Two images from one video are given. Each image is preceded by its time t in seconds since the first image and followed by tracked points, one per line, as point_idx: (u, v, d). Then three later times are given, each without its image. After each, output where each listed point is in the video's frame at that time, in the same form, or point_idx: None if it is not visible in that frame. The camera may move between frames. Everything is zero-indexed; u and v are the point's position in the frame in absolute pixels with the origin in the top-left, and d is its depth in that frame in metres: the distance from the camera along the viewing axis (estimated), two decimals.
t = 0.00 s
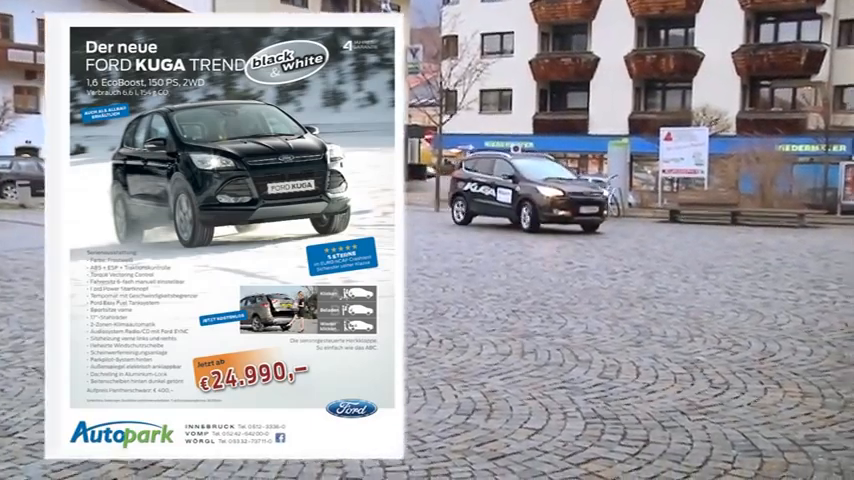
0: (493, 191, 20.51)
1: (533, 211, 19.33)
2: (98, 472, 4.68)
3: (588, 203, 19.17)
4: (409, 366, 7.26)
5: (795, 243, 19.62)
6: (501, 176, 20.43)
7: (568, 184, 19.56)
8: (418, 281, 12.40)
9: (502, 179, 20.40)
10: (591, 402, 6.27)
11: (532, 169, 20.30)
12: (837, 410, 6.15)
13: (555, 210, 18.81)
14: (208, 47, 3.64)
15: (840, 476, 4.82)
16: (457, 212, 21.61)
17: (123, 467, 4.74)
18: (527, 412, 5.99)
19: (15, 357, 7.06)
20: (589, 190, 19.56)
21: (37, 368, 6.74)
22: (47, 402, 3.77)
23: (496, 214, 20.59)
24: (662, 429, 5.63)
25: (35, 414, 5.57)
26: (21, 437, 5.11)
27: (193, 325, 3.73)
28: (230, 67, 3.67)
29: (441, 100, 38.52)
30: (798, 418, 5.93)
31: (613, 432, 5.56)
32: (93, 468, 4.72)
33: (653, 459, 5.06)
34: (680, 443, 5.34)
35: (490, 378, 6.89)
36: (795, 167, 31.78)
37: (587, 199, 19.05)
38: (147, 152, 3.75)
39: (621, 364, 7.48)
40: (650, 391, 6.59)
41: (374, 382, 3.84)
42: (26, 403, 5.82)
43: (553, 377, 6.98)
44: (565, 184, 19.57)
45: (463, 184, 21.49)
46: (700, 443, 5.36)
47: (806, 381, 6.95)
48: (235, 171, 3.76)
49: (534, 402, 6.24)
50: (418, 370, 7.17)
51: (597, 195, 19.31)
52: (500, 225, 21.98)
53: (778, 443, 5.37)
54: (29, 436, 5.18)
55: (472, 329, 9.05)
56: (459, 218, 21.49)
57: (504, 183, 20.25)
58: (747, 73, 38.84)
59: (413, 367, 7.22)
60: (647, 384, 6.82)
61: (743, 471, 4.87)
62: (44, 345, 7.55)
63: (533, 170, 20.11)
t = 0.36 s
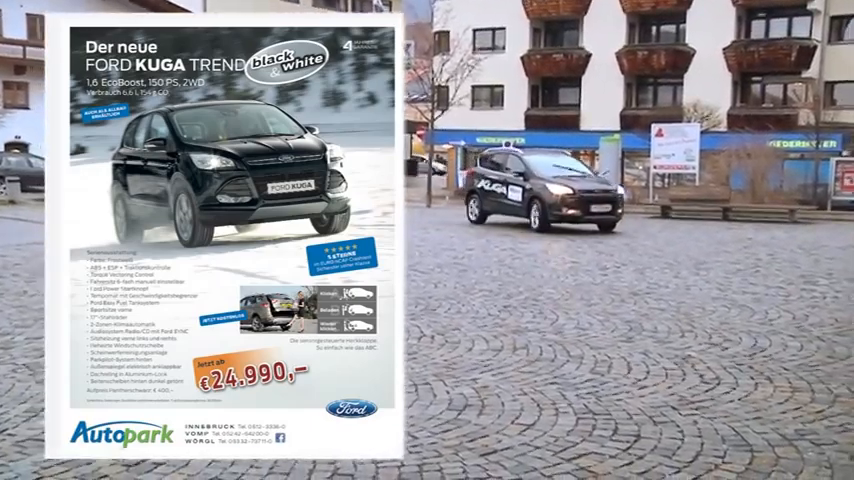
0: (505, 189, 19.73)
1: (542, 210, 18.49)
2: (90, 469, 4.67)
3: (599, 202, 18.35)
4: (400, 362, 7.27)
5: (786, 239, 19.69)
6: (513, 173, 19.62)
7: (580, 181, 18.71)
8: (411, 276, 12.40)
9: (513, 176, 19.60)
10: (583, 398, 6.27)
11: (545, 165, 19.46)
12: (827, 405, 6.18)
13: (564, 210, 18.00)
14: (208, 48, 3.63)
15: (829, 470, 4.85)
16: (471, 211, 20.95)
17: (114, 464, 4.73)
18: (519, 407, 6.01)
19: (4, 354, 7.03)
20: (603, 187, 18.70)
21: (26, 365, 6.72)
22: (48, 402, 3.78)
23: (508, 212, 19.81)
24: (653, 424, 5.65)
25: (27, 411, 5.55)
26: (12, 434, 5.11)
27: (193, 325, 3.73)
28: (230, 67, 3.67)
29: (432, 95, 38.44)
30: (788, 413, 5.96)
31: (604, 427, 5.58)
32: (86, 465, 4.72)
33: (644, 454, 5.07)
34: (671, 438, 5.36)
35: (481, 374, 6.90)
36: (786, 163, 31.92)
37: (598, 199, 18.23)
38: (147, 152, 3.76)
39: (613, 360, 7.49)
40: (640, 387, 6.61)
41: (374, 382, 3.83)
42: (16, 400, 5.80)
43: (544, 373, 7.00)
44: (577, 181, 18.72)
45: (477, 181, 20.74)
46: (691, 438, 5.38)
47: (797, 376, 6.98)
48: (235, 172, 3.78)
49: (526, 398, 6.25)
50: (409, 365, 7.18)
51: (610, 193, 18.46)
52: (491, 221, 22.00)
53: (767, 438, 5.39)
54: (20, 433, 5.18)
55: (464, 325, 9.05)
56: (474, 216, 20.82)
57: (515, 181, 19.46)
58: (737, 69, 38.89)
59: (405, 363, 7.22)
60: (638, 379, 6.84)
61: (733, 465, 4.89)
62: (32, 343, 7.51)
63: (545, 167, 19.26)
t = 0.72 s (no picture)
0: (515, 187, 18.77)
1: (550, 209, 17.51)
2: (81, 467, 4.62)
3: (610, 202, 17.33)
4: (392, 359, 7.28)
5: (776, 235, 19.75)
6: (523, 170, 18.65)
7: (591, 179, 17.71)
8: (402, 273, 12.40)
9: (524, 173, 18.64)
10: (575, 394, 6.28)
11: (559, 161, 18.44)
12: (816, 400, 6.21)
13: (572, 210, 17.02)
14: (208, 47, 3.63)
15: (819, 465, 4.88)
16: (484, 210, 20.07)
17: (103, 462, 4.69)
18: (510, 404, 6.02)
19: None
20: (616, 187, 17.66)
21: (14, 361, 6.70)
22: (48, 402, 3.77)
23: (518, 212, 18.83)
24: (644, 420, 5.66)
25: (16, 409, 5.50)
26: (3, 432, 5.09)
27: (193, 325, 3.73)
28: (230, 67, 3.67)
29: (423, 91, 38.36)
30: (778, 408, 5.99)
31: (595, 423, 5.59)
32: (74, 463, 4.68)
33: (636, 450, 5.09)
34: (662, 434, 5.38)
35: (473, 370, 6.91)
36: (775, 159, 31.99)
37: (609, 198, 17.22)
38: (146, 152, 3.75)
39: (603, 356, 7.51)
40: (632, 382, 6.62)
41: (374, 382, 3.84)
42: (4, 398, 5.77)
43: (536, 369, 7.01)
44: (588, 180, 17.71)
45: (490, 178, 19.84)
46: (682, 434, 5.40)
47: (787, 372, 7.01)
48: (235, 172, 3.76)
49: (517, 394, 6.26)
50: (402, 362, 7.19)
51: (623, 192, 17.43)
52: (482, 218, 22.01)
53: (758, 433, 5.42)
54: (10, 431, 5.15)
55: (455, 321, 9.07)
56: (486, 215, 19.97)
57: (525, 179, 18.49)
58: (728, 65, 38.96)
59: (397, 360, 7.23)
60: (629, 375, 6.86)
61: (724, 461, 4.91)
62: (20, 340, 7.48)
63: (558, 164, 18.25)
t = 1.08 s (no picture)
0: (525, 185, 17.65)
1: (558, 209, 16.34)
2: (71, 466, 4.57)
3: (620, 202, 16.12)
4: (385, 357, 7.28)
5: (768, 232, 19.81)
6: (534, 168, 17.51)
7: (602, 177, 16.47)
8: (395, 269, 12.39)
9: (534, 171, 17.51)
10: (567, 390, 6.30)
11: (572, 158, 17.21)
12: (807, 396, 6.23)
13: (579, 210, 15.84)
14: (208, 47, 3.64)
15: (809, 460, 4.90)
16: (497, 209, 19.04)
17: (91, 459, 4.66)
18: (502, 400, 6.04)
19: None
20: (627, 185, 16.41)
21: (4, 359, 6.67)
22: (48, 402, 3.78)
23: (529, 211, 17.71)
24: (636, 416, 5.68)
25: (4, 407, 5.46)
26: None
27: (193, 325, 3.73)
28: (230, 66, 3.67)
29: (415, 87, 38.30)
30: (769, 404, 6.02)
31: (587, 420, 5.60)
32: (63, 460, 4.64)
33: (627, 446, 5.10)
34: (653, 430, 5.40)
35: (465, 367, 6.92)
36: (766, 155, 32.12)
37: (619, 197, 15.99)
38: (147, 151, 3.74)
39: (596, 352, 7.52)
40: (624, 379, 6.64)
41: (374, 382, 3.84)
42: None
43: (528, 366, 7.02)
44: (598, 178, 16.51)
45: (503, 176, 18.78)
46: (674, 430, 5.42)
47: (778, 368, 7.04)
48: (235, 172, 3.74)
49: (509, 391, 6.27)
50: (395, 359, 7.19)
51: (635, 191, 16.18)
52: (475, 215, 22.01)
53: (748, 429, 5.44)
54: None
55: (448, 318, 9.08)
56: (499, 215, 18.92)
57: (534, 176, 17.34)
58: (720, 62, 39.02)
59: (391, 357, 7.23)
60: (621, 371, 6.88)
61: (715, 457, 4.93)
62: (9, 338, 7.45)
63: (570, 161, 17.05)
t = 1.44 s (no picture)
0: (531, 186, 17.09)
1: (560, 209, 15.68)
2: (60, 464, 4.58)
3: (626, 202, 15.36)
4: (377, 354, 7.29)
5: (757, 228, 19.88)
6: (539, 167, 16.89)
7: (609, 175, 15.69)
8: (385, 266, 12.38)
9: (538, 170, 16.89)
10: (558, 387, 6.31)
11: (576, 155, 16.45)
12: (796, 392, 6.26)
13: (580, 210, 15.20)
14: (208, 48, 3.63)
15: (798, 456, 4.92)
16: (504, 210, 18.58)
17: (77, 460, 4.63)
18: (493, 397, 6.05)
19: None
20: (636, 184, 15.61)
21: None
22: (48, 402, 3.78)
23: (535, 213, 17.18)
24: (626, 413, 5.70)
25: None
26: None
27: (193, 325, 3.73)
28: (230, 66, 3.67)
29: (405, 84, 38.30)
30: (758, 400, 6.05)
31: (577, 416, 5.61)
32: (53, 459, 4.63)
33: (617, 442, 5.12)
34: (644, 427, 5.42)
35: (456, 364, 6.93)
36: (755, 152, 32.21)
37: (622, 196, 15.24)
38: (147, 152, 3.73)
39: (586, 349, 7.54)
40: (615, 376, 6.66)
41: (374, 382, 3.84)
42: None
43: (519, 362, 7.03)
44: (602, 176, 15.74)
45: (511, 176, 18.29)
46: (664, 426, 5.43)
47: (767, 364, 7.07)
48: (235, 172, 3.74)
49: (499, 387, 6.28)
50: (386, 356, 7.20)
51: (642, 191, 15.38)
52: (466, 212, 22.02)
53: (738, 425, 5.46)
54: None
55: (438, 315, 9.10)
56: (506, 216, 18.47)
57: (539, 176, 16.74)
58: (710, 59, 39.10)
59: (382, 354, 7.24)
60: (611, 368, 6.90)
61: (704, 453, 4.94)
62: None
63: (574, 159, 16.31)
